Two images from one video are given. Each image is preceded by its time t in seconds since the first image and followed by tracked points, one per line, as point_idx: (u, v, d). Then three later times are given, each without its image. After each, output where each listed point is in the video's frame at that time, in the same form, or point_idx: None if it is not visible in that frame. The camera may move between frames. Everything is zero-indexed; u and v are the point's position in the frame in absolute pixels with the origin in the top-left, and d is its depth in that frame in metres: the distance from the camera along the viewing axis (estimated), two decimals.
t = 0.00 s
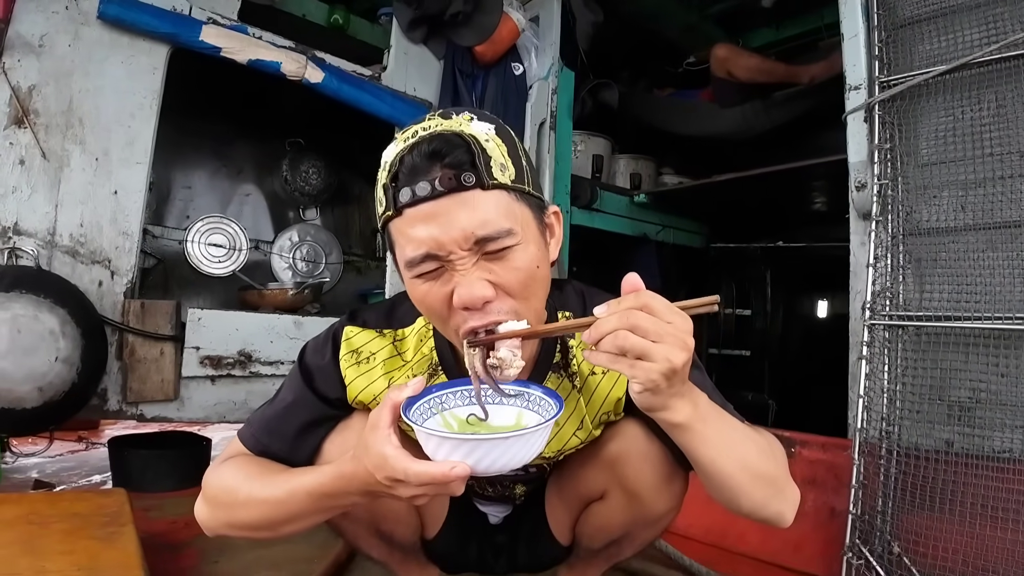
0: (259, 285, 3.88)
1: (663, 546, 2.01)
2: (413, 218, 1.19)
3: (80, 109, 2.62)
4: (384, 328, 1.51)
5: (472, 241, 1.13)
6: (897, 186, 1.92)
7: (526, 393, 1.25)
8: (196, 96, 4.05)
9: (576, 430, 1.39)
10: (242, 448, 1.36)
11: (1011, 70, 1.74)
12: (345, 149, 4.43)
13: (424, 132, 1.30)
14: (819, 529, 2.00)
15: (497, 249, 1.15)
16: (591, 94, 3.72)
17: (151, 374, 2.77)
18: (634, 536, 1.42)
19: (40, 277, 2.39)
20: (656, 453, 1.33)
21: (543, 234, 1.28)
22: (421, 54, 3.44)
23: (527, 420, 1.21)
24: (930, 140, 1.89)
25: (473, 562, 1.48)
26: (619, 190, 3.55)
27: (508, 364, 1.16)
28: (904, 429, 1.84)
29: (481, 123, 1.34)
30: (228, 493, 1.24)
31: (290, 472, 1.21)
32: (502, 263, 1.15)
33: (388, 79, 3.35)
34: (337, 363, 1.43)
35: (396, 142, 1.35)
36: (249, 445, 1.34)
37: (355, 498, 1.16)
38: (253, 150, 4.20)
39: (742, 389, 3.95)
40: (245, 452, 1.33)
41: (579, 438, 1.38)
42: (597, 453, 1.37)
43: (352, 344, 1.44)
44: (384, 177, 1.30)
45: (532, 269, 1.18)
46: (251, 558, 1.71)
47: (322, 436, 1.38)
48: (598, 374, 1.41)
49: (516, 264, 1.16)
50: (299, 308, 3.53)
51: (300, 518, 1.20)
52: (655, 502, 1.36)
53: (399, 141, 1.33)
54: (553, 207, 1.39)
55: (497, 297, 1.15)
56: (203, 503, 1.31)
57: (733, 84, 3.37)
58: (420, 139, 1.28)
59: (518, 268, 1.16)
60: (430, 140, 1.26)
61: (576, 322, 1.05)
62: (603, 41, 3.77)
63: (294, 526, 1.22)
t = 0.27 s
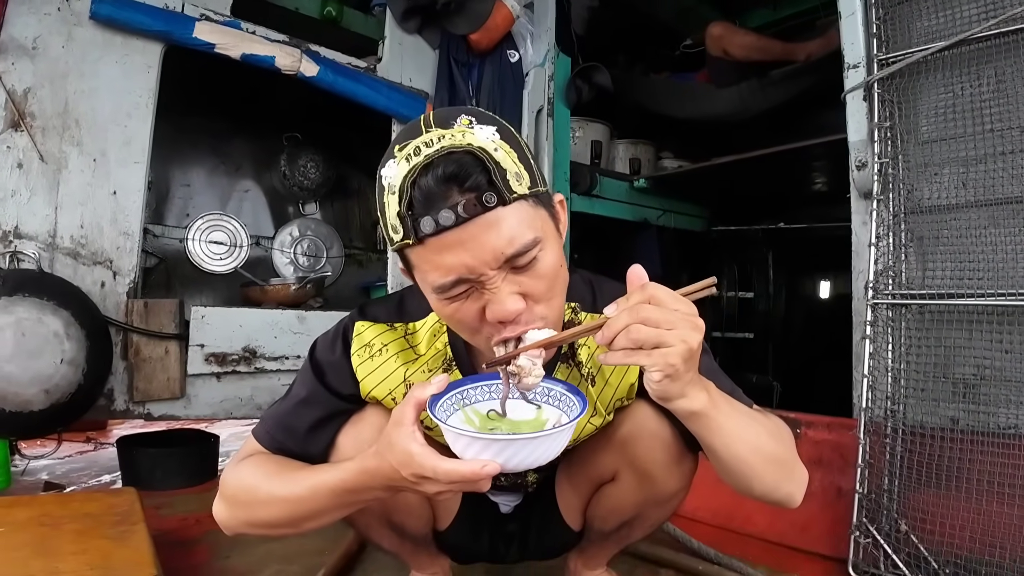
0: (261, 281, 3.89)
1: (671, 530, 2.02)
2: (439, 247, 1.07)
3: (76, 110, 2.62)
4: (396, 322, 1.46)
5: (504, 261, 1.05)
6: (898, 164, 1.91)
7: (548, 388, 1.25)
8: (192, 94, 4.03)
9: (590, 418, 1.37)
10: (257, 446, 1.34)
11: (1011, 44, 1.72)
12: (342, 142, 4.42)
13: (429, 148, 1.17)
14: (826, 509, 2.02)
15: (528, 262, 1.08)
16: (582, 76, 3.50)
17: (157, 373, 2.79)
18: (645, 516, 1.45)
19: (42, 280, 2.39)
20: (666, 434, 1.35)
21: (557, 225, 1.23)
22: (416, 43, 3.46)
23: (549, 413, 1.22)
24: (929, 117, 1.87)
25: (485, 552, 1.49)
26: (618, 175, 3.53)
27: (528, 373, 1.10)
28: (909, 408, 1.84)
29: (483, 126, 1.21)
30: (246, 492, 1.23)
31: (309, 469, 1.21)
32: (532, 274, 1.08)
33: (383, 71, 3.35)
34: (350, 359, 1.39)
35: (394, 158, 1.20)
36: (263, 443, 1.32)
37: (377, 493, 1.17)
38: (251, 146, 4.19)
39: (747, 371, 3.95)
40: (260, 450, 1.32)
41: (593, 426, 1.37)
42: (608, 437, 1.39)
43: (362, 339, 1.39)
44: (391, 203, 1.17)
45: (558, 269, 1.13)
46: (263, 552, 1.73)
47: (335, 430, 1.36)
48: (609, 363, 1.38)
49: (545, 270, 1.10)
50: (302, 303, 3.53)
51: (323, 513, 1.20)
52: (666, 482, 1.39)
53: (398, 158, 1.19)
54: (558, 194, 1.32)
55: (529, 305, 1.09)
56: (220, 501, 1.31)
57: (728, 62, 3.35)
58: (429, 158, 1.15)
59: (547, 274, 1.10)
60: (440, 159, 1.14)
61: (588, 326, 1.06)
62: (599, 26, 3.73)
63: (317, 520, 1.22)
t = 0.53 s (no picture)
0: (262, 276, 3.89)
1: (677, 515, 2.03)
2: (463, 251, 1.07)
3: (71, 111, 2.61)
4: (404, 315, 1.46)
5: (527, 257, 1.05)
6: (897, 145, 1.90)
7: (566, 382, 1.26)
8: (186, 90, 4.01)
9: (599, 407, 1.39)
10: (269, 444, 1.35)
11: (1009, 22, 1.71)
12: (339, 135, 4.41)
13: (441, 150, 1.15)
14: (831, 491, 2.03)
15: (550, 256, 1.08)
16: (573, 63, 3.41)
17: (161, 371, 2.81)
18: (652, 504, 1.46)
19: (43, 282, 2.40)
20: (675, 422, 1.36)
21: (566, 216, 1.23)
22: (410, 33, 3.41)
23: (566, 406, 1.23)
24: (928, 97, 1.86)
25: (494, 543, 1.49)
26: (617, 162, 3.52)
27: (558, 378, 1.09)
28: (911, 388, 1.84)
29: (491, 123, 1.20)
30: (262, 490, 1.24)
31: (325, 465, 1.22)
32: (553, 268, 1.08)
33: (378, 62, 3.33)
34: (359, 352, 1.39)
35: (404, 162, 1.18)
36: (276, 441, 1.32)
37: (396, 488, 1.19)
38: (247, 142, 4.17)
39: (749, 355, 3.96)
40: (274, 449, 1.32)
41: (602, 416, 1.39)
42: (618, 424, 1.40)
43: (370, 332, 1.39)
44: (407, 208, 1.15)
45: (575, 262, 1.13)
46: (272, 547, 1.74)
47: (346, 424, 1.37)
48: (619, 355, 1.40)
49: (564, 261, 1.10)
50: (303, 298, 3.54)
51: (340, 509, 1.21)
52: (674, 469, 1.41)
53: (408, 161, 1.17)
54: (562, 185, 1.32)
55: (552, 300, 1.09)
56: (234, 500, 1.31)
57: (723, 42, 3.32)
58: (443, 160, 1.14)
59: (566, 266, 1.10)
60: (455, 161, 1.13)
61: (604, 332, 1.07)
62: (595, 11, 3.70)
63: (334, 516, 1.23)
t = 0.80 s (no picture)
0: (260, 273, 3.89)
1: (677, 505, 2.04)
2: (473, 237, 1.05)
3: (66, 110, 2.60)
4: (402, 309, 1.45)
5: (530, 260, 1.04)
6: (894, 132, 1.89)
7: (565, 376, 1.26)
8: (181, 87, 3.99)
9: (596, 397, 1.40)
10: (268, 438, 1.34)
11: (1005, 8, 1.71)
12: (334, 130, 4.40)
13: (478, 132, 1.12)
14: (832, 478, 2.04)
15: (552, 264, 1.07)
16: (566, 53, 3.40)
17: (161, 369, 2.81)
18: (652, 492, 1.47)
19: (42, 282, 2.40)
20: (673, 412, 1.37)
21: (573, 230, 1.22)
22: (404, 26, 3.39)
23: (563, 400, 1.23)
24: (925, 84, 1.86)
25: (495, 535, 1.50)
26: (614, 153, 3.51)
27: (552, 381, 1.09)
28: (911, 375, 1.84)
29: (533, 120, 1.18)
30: (262, 484, 1.24)
31: (325, 460, 1.22)
32: (551, 276, 1.08)
33: (373, 56, 3.31)
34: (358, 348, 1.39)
35: (439, 133, 1.16)
36: (275, 435, 1.32)
37: (395, 481, 1.19)
38: (243, 138, 4.16)
39: (747, 344, 3.97)
40: (274, 443, 1.32)
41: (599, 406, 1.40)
42: (615, 414, 1.41)
43: (368, 328, 1.38)
44: (428, 178, 1.13)
45: (573, 275, 1.13)
46: (275, 542, 1.75)
47: (344, 417, 1.37)
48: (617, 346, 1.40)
49: (563, 274, 1.10)
50: (301, 293, 3.54)
51: (341, 502, 1.22)
52: (673, 458, 1.41)
53: (444, 134, 1.14)
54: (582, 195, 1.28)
55: (540, 306, 1.09)
56: (236, 494, 1.31)
57: (718, 28, 3.32)
58: (478, 143, 1.11)
59: (563, 278, 1.10)
60: (490, 147, 1.10)
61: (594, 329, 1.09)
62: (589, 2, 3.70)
63: (335, 510, 1.24)
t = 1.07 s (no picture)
0: (257, 270, 3.88)
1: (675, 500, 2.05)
2: (490, 228, 1.04)
3: (61, 108, 2.59)
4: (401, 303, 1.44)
5: (545, 253, 1.03)
6: (891, 129, 1.90)
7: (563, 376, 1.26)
8: (177, 84, 3.98)
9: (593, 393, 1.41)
10: (267, 431, 1.34)
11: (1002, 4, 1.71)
12: (331, 126, 4.38)
13: (497, 125, 1.12)
14: (828, 473, 2.04)
15: (566, 260, 1.07)
16: (563, 50, 3.51)
17: (158, 368, 2.80)
18: (649, 488, 1.47)
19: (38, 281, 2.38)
20: (669, 408, 1.37)
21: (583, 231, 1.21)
22: (400, 24, 3.40)
23: (561, 400, 1.23)
24: (921, 80, 1.86)
25: (493, 532, 1.50)
26: (611, 149, 3.50)
27: (544, 379, 1.11)
28: (907, 371, 1.85)
29: (548, 117, 1.19)
30: (260, 477, 1.24)
31: (323, 453, 1.22)
32: (565, 271, 1.07)
33: (370, 53, 3.30)
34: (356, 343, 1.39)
35: (456, 126, 1.16)
36: (274, 428, 1.32)
37: (392, 476, 1.19)
38: (239, 135, 4.14)
39: (744, 340, 3.98)
40: (273, 436, 1.32)
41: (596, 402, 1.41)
42: (612, 410, 1.41)
43: (367, 323, 1.38)
44: (445, 171, 1.12)
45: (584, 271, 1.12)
46: (273, 539, 1.75)
47: (342, 411, 1.38)
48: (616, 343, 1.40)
49: (576, 270, 1.09)
50: (298, 291, 3.53)
51: (339, 496, 1.22)
52: (669, 454, 1.42)
53: (461, 126, 1.14)
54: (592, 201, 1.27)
55: (554, 302, 1.08)
56: (235, 487, 1.32)
57: (714, 23, 3.38)
58: (497, 134, 1.11)
59: (576, 275, 1.10)
60: (508, 139, 1.10)
61: (590, 326, 1.08)
62: None
63: (333, 503, 1.24)
